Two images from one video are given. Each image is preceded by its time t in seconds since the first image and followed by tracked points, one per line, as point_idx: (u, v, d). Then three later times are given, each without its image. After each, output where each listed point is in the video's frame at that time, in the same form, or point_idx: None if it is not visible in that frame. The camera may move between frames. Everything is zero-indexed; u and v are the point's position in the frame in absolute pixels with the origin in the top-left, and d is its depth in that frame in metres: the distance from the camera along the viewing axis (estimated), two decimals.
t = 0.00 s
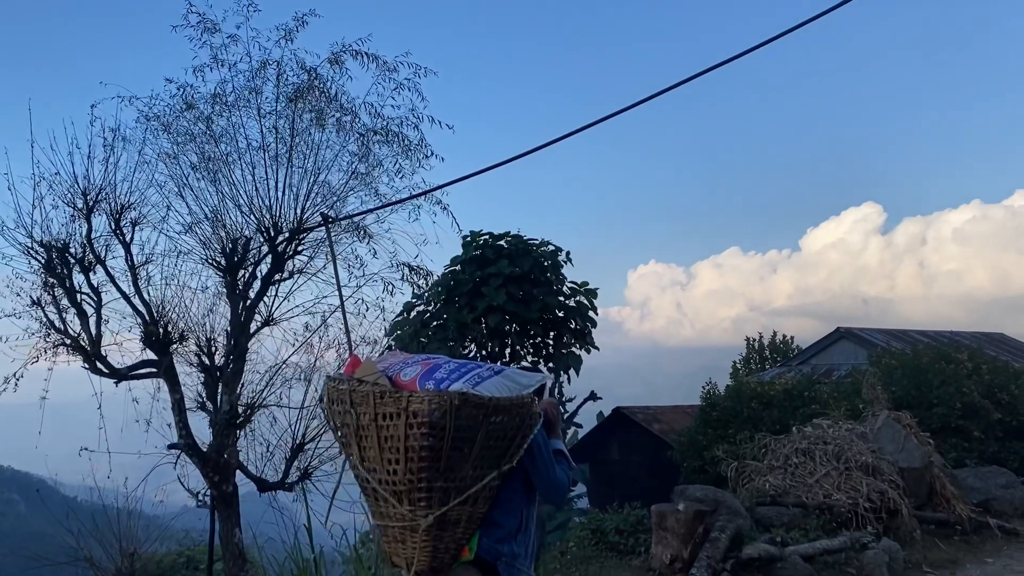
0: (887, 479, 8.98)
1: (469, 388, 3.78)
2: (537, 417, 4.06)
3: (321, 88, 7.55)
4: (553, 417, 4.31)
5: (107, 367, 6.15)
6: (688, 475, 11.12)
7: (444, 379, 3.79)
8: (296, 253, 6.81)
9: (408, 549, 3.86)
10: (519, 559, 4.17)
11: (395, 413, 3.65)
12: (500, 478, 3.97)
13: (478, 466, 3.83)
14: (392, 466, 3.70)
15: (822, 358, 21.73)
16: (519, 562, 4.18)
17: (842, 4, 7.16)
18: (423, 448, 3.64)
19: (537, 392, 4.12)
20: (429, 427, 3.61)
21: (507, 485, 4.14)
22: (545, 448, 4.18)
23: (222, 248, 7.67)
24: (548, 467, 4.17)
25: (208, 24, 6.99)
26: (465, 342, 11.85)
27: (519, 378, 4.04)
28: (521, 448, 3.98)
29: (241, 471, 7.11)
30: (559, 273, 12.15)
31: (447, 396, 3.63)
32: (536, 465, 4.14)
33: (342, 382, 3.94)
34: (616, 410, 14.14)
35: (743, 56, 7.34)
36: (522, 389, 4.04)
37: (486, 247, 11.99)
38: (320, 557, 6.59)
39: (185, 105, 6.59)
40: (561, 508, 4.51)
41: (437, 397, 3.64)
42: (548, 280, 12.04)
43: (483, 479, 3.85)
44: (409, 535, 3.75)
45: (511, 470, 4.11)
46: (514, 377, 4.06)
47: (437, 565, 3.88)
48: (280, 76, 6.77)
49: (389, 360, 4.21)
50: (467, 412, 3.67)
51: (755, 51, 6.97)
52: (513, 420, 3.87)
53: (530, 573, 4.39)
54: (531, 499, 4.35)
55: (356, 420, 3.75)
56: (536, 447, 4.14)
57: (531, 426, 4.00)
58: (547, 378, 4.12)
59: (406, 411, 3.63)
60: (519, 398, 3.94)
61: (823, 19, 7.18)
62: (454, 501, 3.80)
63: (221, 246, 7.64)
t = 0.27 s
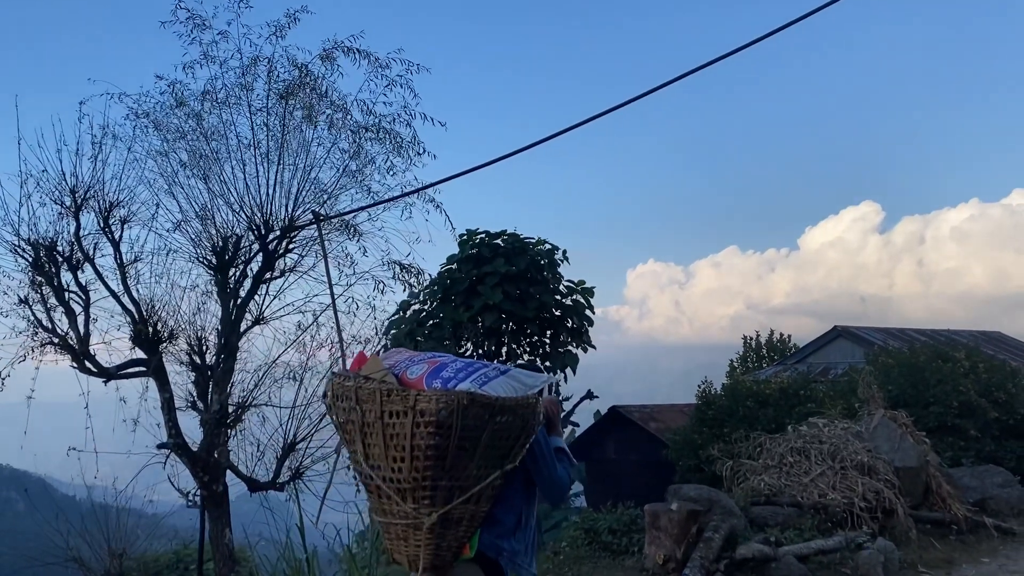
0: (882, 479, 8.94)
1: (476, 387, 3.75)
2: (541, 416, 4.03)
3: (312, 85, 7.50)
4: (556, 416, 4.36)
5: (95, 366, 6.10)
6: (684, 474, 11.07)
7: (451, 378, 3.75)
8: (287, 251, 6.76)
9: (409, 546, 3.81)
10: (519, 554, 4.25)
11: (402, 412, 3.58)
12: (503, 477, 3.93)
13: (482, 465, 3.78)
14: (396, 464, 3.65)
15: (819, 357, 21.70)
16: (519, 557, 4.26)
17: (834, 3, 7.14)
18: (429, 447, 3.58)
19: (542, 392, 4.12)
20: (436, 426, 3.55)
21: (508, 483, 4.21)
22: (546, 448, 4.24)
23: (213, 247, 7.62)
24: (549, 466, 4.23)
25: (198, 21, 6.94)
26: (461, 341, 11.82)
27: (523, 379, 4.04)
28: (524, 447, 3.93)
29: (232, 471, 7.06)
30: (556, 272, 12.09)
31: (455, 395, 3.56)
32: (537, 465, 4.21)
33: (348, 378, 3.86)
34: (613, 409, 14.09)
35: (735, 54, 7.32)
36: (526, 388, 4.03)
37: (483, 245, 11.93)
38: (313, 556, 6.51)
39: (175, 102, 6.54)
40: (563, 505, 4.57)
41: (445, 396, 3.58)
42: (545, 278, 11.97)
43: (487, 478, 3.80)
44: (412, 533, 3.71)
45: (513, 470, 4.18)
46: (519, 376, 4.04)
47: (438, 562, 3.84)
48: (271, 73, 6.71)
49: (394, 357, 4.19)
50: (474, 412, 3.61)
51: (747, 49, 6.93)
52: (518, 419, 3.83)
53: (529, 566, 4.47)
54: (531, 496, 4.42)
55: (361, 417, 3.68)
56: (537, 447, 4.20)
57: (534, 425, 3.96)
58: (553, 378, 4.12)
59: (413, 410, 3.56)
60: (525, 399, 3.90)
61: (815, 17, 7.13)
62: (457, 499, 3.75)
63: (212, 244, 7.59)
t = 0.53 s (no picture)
0: (880, 478, 8.92)
1: (480, 386, 3.71)
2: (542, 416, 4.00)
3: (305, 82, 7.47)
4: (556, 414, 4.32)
5: (87, 364, 6.06)
6: (680, 473, 11.03)
7: (454, 376, 3.72)
8: (281, 249, 6.73)
9: (410, 543, 3.80)
10: (518, 552, 4.18)
11: (406, 408, 3.61)
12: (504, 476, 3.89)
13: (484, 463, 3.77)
14: (399, 460, 3.67)
15: (818, 355, 21.66)
16: (517, 555, 4.19)
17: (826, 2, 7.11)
18: (432, 443, 3.60)
19: (544, 391, 4.04)
20: (440, 423, 3.57)
21: (508, 480, 4.13)
22: (547, 446, 4.20)
23: (206, 244, 7.58)
24: (550, 464, 4.19)
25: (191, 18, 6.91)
26: (458, 339, 11.78)
27: (527, 377, 3.98)
28: (525, 447, 3.90)
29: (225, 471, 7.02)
30: (553, 270, 12.04)
31: (459, 392, 3.58)
32: (537, 464, 4.17)
33: (352, 374, 3.91)
34: (610, 407, 14.05)
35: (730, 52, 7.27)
36: (530, 388, 3.97)
37: (480, 243, 11.89)
38: (307, 556, 6.38)
39: (167, 99, 6.50)
40: (559, 505, 4.54)
41: (449, 393, 3.59)
42: (543, 276, 11.94)
43: (488, 477, 3.78)
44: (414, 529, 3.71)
45: (514, 469, 4.13)
46: (522, 375, 3.97)
47: (439, 559, 3.82)
48: (264, 70, 6.67)
49: (398, 353, 4.12)
50: (478, 409, 3.61)
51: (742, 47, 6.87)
52: (520, 418, 3.81)
53: (527, 562, 4.39)
54: (529, 494, 4.38)
55: (365, 413, 3.71)
56: (539, 445, 4.16)
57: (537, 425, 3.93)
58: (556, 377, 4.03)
59: (417, 406, 3.59)
60: (526, 397, 3.87)
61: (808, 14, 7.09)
62: (459, 496, 3.74)
63: (205, 242, 7.55)
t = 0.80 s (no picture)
0: (877, 478, 8.88)
1: (483, 384, 3.66)
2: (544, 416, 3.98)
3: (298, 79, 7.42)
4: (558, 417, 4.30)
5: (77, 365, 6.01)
6: (677, 473, 11.00)
7: (458, 373, 3.68)
8: (273, 248, 6.69)
9: (411, 541, 3.77)
10: (517, 552, 4.15)
11: (409, 405, 3.58)
12: (505, 474, 3.87)
13: (486, 462, 3.74)
14: (401, 458, 3.63)
15: (816, 355, 21.61)
16: (517, 555, 4.17)
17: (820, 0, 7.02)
18: (435, 441, 3.57)
19: (547, 391, 4.00)
20: (443, 420, 3.54)
21: (508, 480, 4.11)
22: (548, 446, 4.18)
23: (197, 243, 7.53)
24: (550, 465, 4.17)
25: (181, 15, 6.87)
26: (455, 338, 11.72)
27: (529, 377, 3.92)
28: (527, 446, 3.88)
29: (216, 471, 6.96)
30: (551, 269, 11.99)
31: (462, 390, 3.55)
32: (537, 463, 4.15)
33: (354, 370, 3.87)
34: (607, 407, 14.00)
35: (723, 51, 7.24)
36: (532, 387, 3.93)
37: (477, 242, 11.85)
38: (301, 556, 6.31)
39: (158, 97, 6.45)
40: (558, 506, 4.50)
41: (452, 390, 3.57)
42: (540, 276, 11.89)
43: (489, 475, 3.75)
44: (414, 527, 3.68)
45: (514, 469, 4.10)
46: (525, 374, 3.94)
47: (439, 558, 3.80)
48: (256, 68, 6.63)
49: (400, 350, 4.08)
50: (481, 407, 3.59)
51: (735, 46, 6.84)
52: (522, 417, 3.78)
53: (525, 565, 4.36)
54: (530, 495, 4.35)
55: (367, 410, 3.67)
56: (539, 445, 4.15)
57: (538, 424, 3.91)
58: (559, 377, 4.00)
59: (420, 404, 3.56)
60: (530, 397, 3.84)
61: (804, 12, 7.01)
62: (460, 495, 3.72)
63: (197, 241, 7.50)
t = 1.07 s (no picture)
0: (874, 478, 8.85)
1: (486, 381, 3.66)
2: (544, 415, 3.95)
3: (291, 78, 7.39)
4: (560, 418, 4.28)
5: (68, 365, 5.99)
6: (674, 474, 10.97)
7: (461, 370, 3.68)
8: (267, 247, 6.67)
9: (412, 539, 3.75)
10: (517, 553, 4.13)
11: (411, 402, 3.56)
12: (506, 473, 3.85)
13: (487, 460, 3.72)
14: (403, 455, 3.61)
15: (814, 355, 21.58)
16: (517, 556, 4.15)
17: None
18: (437, 438, 3.55)
19: (548, 390, 3.99)
20: (445, 418, 3.51)
21: (509, 479, 4.10)
22: (548, 446, 4.17)
23: (191, 242, 7.50)
24: (551, 465, 4.15)
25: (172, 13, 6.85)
26: (453, 338, 11.68)
27: (531, 375, 3.91)
28: (528, 445, 3.85)
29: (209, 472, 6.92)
30: (548, 269, 11.94)
31: (465, 387, 3.52)
32: (537, 463, 4.13)
33: (357, 368, 3.85)
34: (605, 406, 13.99)
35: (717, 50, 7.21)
36: (534, 386, 3.91)
37: (474, 241, 11.83)
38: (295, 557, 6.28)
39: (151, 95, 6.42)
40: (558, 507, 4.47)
41: (454, 387, 3.54)
42: (538, 275, 11.85)
43: (490, 473, 3.74)
44: (416, 524, 3.66)
45: (515, 468, 4.09)
46: (527, 373, 3.92)
47: (440, 556, 3.78)
48: (250, 66, 6.60)
49: (404, 349, 4.08)
50: (483, 405, 3.57)
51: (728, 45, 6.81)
52: (524, 415, 3.76)
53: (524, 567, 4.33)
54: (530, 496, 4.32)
55: (369, 407, 3.65)
56: (539, 445, 4.13)
57: (539, 424, 3.88)
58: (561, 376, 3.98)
59: (423, 401, 3.54)
60: (531, 396, 3.82)
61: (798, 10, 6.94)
62: (462, 493, 3.69)
63: (190, 240, 7.47)
